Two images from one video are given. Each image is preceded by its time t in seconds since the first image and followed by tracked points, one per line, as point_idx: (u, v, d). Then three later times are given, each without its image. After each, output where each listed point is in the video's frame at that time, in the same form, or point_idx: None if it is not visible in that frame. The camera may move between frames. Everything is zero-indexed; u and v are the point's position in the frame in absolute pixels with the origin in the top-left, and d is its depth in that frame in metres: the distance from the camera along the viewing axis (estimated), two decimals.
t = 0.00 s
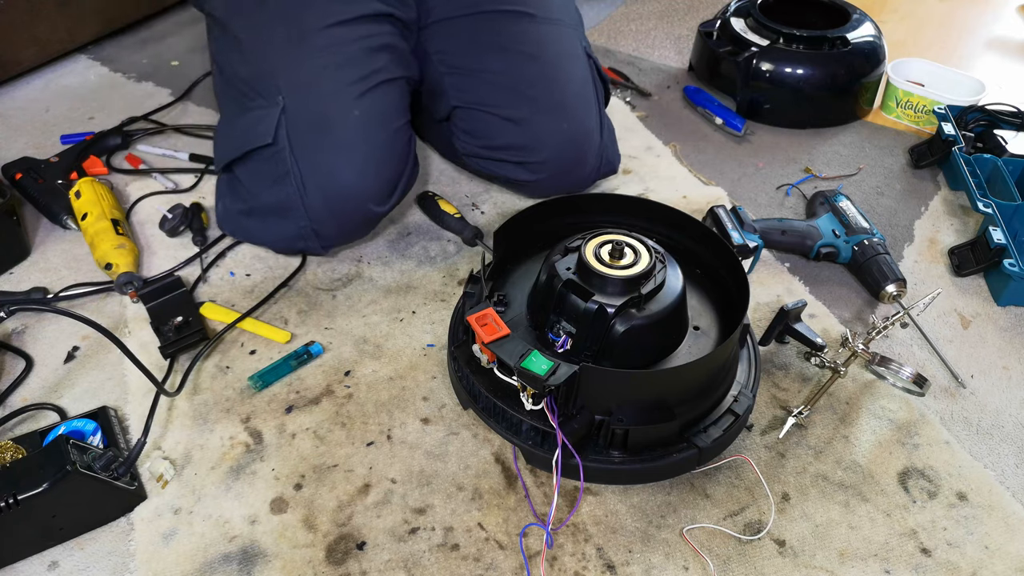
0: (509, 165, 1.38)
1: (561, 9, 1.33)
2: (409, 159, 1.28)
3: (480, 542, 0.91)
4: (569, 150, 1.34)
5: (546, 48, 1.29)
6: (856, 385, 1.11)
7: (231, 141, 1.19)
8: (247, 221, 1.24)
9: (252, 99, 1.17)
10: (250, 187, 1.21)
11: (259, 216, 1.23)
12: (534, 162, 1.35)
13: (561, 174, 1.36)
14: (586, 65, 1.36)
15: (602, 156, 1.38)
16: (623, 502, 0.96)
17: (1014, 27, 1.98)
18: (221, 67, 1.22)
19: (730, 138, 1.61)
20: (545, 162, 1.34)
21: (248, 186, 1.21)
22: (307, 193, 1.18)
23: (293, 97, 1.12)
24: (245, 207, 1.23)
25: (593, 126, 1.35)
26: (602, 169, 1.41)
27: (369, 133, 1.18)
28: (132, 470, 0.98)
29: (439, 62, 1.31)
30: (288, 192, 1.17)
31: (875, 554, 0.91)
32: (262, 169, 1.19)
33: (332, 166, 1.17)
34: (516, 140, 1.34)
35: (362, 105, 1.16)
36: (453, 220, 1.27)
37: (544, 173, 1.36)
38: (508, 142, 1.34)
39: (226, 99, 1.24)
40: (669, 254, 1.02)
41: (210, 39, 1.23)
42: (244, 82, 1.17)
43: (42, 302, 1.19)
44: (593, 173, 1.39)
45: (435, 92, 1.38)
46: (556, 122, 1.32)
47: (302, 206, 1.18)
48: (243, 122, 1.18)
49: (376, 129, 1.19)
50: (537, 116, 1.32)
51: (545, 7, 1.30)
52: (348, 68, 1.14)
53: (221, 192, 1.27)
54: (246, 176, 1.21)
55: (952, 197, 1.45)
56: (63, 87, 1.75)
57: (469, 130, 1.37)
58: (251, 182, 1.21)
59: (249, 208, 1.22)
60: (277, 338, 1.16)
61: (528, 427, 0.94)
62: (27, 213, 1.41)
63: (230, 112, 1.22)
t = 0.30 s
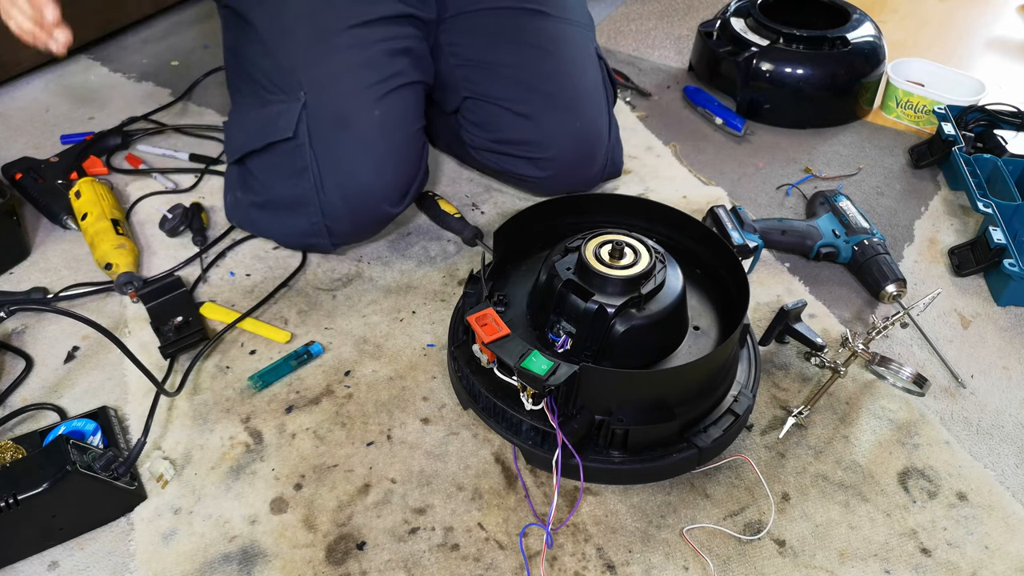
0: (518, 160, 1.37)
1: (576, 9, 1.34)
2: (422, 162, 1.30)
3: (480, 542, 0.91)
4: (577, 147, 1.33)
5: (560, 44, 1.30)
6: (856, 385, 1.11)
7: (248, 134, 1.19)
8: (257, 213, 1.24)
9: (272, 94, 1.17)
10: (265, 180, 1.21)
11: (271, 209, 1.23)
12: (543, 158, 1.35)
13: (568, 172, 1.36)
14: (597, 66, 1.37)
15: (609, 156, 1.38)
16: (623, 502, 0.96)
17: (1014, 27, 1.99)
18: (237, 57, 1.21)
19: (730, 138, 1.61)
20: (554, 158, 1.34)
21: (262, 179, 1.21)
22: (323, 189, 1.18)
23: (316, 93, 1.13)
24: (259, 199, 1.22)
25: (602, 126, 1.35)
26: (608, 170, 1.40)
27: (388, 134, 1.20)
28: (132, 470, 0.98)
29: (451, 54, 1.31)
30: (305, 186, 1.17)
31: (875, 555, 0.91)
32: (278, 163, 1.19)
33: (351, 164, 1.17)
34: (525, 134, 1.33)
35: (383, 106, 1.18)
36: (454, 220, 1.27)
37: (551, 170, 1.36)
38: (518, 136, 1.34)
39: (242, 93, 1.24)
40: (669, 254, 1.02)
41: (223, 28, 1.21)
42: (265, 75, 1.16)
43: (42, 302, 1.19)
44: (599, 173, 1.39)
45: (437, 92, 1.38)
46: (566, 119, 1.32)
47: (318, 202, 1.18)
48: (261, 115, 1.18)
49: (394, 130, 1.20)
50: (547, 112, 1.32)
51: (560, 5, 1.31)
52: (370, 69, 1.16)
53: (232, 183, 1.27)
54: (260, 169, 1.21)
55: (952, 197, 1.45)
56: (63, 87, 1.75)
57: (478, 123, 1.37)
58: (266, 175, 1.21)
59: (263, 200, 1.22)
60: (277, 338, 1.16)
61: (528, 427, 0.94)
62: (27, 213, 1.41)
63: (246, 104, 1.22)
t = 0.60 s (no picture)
0: (514, 167, 1.37)
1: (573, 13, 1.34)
2: (424, 170, 1.29)
3: (480, 542, 0.91)
4: (574, 153, 1.33)
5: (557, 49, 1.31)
6: (856, 385, 1.11)
7: (251, 144, 1.18)
8: (262, 220, 1.23)
9: (275, 104, 1.16)
10: (268, 190, 1.20)
11: (276, 217, 1.22)
12: (539, 164, 1.34)
13: (565, 177, 1.36)
14: (594, 70, 1.37)
15: (606, 160, 1.39)
16: (623, 502, 0.96)
17: (1014, 27, 1.99)
18: (238, 65, 1.20)
19: (730, 138, 1.61)
20: (550, 165, 1.34)
21: (266, 188, 1.21)
22: (326, 198, 1.18)
23: (319, 103, 1.14)
24: (262, 207, 1.21)
25: (599, 131, 1.35)
26: (606, 173, 1.41)
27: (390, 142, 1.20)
28: (132, 470, 0.98)
29: (448, 61, 1.30)
30: (309, 196, 1.17)
31: (875, 555, 0.91)
32: (282, 173, 1.18)
33: (354, 173, 1.18)
34: (521, 141, 1.33)
35: (386, 114, 1.19)
36: (454, 220, 1.27)
37: (548, 177, 1.36)
38: (515, 143, 1.33)
39: (242, 98, 1.22)
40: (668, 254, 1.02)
41: (223, 34, 1.21)
42: (268, 85, 1.16)
43: (41, 302, 1.18)
44: (598, 177, 1.39)
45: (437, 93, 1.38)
46: (563, 125, 1.32)
47: (321, 212, 1.18)
48: (264, 125, 1.17)
49: (396, 137, 1.21)
50: (544, 118, 1.32)
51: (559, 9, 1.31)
52: (372, 80, 1.17)
53: (234, 189, 1.27)
54: (263, 178, 1.21)
55: (952, 197, 1.45)
56: (63, 87, 1.75)
57: (475, 129, 1.36)
58: (268, 185, 1.20)
59: (267, 209, 1.21)
60: (277, 338, 1.16)
61: (527, 427, 0.94)
62: (27, 213, 1.41)
63: (247, 112, 1.21)
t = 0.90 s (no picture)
0: (505, 183, 1.37)
1: (561, 24, 1.33)
2: (420, 177, 1.28)
3: (480, 542, 0.91)
4: (563, 169, 1.33)
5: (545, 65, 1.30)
6: (856, 385, 1.11)
7: (245, 162, 1.18)
8: (260, 234, 1.22)
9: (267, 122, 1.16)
10: (265, 207, 1.20)
11: (273, 233, 1.21)
12: (530, 181, 1.34)
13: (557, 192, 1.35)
14: (586, 80, 1.35)
15: (599, 172, 1.37)
16: (623, 502, 0.96)
17: (1014, 27, 1.99)
18: (230, 82, 1.20)
19: (730, 138, 1.61)
20: (540, 181, 1.34)
21: (262, 206, 1.20)
22: (321, 216, 1.17)
23: (309, 118, 1.15)
24: (259, 222, 1.20)
25: (590, 144, 1.34)
26: (601, 182, 1.39)
27: (383, 153, 1.21)
28: (132, 470, 0.98)
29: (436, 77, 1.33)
30: (304, 213, 1.16)
31: (875, 555, 0.91)
32: (277, 190, 1.18)
33: (347, 186, 1.17)
34: (511, 159, 1.33)
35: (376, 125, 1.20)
36: (453, 220, 1.27)
37: (540, 192, 1.35)
38: (505, 160, 1.34)
39: (234, 113, 1.22)
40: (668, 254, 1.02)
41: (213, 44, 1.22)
42: (259, 102, 1.16)
43: (42, 302, 1.18)
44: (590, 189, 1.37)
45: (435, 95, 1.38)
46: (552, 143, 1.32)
47: (317, 229, 1.17)
48: (257, 143, 1.17)
49: (388, 147, 1.22)
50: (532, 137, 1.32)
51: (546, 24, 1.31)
52: (361, 90, 1.18)
53: (232, 201, 1.25)
54: (261, 195, 1.20)
55: (952, 197, 1.45)
56: (63, 87, 1.75)
57: (466, 146, 1.36)
58: (265, 201, 1.20)
59: (264, 225, 1.20)
60: (277, 337, 1.16)
61: (528, 426, 0.94)
62: (27, 213, 1.41)
63: (239, 128, 1.21)
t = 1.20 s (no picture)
0: (504, 180, 1.37)
1: (554, 21, 1.32)
2: (415, 171, 1.29)
3: (480, 542, 0.91)
4: (559, 167, 1.33)
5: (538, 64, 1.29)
6: (856, 385, 1.11)
7: (239, 162, 1.18)
8: (257, 235, 1.21)
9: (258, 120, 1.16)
10: (259, 206, 1.20)
11: (269, 233, 1.21)
12: (527, 179, 1.35)
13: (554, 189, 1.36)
14: (581, 76, 1.35)
15: (598, 167, 1.38)
16: (622, 502, 0.96)
17: (1014, 27, 1.99)
18: (224, 85, 1.20)
19: (730, 138, 1.61)
20: (539, 177, 1.34)
21: (257, 205, 1.20)
22: (316, 213, 1.17)
23: (301, 117, 1.15)
24: (256, 222, 1.20)
25: (587, 140, 1.33)
26: (600, 177, 1.40)
27: (377, 149, 1.21)
28: (132, 470, 0.98)
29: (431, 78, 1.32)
30: (298, 211, 1.16)
31: (875, 555, 0.91)
32: (271, 189, 1.18)
33: (341, 181, 1.17)
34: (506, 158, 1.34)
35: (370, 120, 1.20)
36: (453, 220, 1.27)
37: (539, 189, 1.36)
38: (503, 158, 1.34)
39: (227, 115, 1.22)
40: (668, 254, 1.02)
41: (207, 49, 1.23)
42: (251, 103, 1.16)
43: (42, 302, 1.18)
44: (589, 185, 1.38)
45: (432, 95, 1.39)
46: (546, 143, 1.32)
47: (312, 225, 1.17)
48: (249, 142, 1.17)
49: (383, 142, 1.21)
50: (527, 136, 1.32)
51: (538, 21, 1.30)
52: (353, 87, 1.19)
53: (231, 205, 1.25)
54: (255, 195, 1.20)
55: (952, 197, 1.45)
56: (63, 87, 1.75)
57: (463, 146, 1.37)
58: (259, 200, 1.20)
59: (260, 224, 1.20)
60: (277, 337, 1.16)
61: (527, 427, 0.94)
62: (27, 213, 1.41)
63: (233, 130, 1.21)
